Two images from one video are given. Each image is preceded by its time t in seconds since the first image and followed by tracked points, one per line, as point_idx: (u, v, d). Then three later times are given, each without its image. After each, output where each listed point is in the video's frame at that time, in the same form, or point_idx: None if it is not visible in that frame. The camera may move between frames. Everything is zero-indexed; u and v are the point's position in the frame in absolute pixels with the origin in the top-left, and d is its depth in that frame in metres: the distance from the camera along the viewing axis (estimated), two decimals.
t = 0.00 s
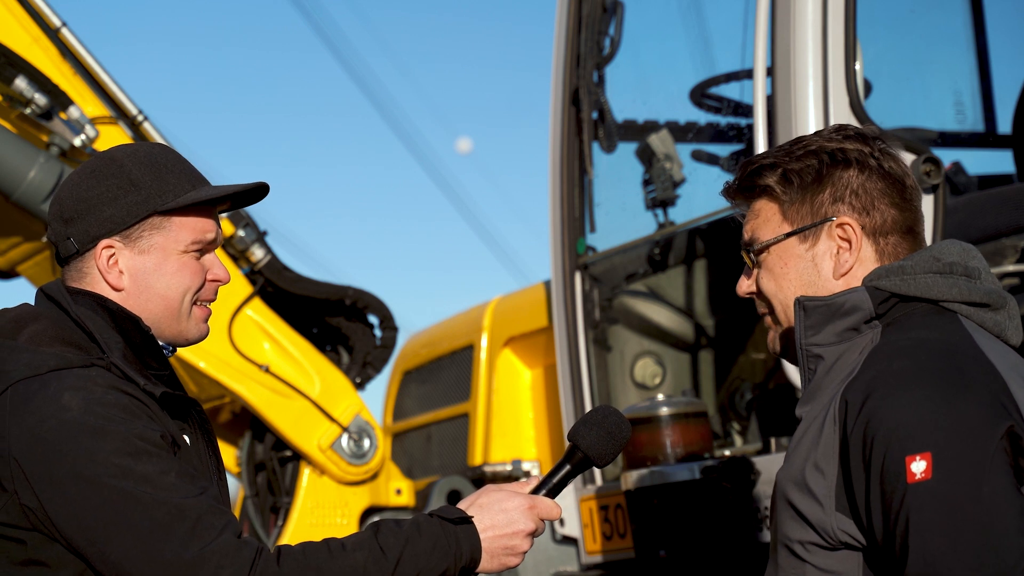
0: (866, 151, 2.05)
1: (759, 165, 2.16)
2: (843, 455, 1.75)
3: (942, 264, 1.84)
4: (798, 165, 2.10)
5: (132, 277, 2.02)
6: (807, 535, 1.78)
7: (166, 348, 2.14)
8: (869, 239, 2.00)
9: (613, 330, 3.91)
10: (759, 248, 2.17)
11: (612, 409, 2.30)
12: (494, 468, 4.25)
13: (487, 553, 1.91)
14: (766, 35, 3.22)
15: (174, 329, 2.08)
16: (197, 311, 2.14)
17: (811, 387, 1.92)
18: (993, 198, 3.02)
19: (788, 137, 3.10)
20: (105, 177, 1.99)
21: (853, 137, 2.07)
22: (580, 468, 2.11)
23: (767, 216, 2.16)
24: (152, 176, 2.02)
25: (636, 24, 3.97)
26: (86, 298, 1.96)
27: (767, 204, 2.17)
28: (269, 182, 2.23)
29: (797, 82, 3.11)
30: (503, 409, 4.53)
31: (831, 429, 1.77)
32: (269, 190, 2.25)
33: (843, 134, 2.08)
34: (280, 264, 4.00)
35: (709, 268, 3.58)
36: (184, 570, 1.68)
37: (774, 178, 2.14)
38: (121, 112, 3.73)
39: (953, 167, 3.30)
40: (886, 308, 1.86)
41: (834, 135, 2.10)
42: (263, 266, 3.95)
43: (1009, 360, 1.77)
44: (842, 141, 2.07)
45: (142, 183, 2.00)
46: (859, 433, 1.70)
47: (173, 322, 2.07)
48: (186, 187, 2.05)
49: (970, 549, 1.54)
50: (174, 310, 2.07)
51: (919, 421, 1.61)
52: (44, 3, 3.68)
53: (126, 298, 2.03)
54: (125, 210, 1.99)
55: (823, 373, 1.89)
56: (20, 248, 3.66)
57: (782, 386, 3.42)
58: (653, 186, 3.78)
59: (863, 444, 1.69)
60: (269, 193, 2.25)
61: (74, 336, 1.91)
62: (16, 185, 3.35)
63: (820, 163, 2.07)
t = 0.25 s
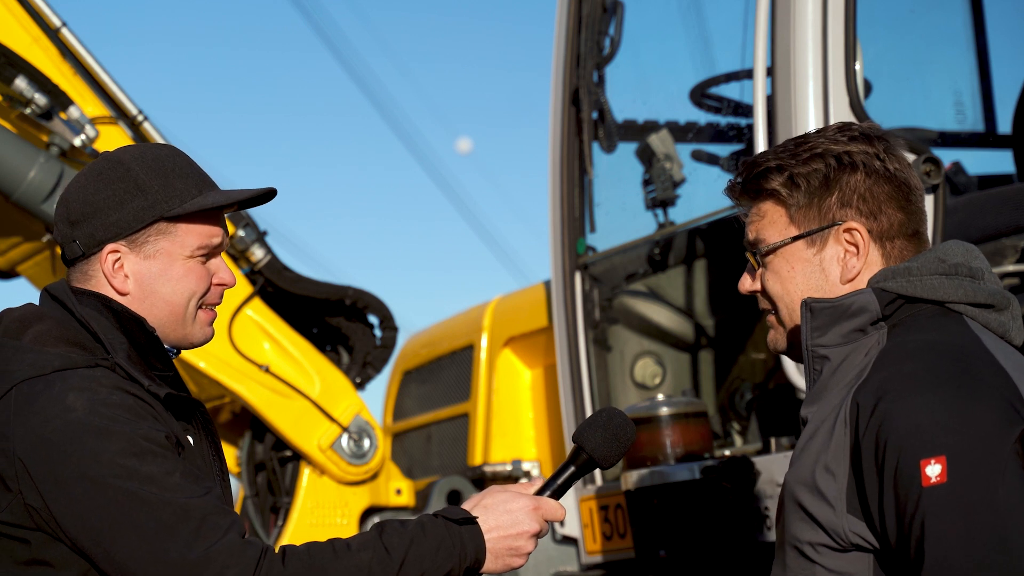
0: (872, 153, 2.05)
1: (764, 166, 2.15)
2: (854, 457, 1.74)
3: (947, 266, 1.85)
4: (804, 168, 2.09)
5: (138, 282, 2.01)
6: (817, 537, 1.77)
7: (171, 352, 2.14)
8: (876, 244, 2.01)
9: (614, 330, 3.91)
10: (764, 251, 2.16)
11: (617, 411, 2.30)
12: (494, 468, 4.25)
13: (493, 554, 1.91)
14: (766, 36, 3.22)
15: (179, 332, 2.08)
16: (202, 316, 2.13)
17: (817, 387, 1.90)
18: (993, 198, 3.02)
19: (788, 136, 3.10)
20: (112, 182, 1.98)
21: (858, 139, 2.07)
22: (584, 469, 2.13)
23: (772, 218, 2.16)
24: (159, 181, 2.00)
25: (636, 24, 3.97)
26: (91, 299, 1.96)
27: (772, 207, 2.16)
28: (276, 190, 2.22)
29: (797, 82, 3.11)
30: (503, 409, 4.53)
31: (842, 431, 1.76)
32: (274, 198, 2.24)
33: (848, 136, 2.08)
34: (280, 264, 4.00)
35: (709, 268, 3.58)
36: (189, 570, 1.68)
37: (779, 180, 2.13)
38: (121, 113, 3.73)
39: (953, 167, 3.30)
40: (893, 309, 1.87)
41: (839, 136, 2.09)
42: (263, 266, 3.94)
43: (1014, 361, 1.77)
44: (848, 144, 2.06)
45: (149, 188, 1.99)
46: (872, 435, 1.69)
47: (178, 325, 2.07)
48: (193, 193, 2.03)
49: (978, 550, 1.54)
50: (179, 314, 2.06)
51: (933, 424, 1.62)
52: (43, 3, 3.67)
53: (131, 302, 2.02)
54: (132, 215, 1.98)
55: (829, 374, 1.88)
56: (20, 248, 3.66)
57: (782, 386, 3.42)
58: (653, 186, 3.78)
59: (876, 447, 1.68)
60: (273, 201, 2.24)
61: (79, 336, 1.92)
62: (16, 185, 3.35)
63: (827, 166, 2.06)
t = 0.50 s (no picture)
0: (881, 153, 2.05)
1: (772, 164, 2.13)
2: (867, 461, 1.74)
3: (952, 268, 1.85)
4: (815, 165, 2.08)
5: (139, 285, 2.01)
6: (828, 539, 1.77)
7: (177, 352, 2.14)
8: (886, 243, 2.01)
9: (613, 330, 3.91)
10: (774, 248, 2.14)
11: (621, 407, 2.30)
12: (494, 468, 4.25)
13: (497, 552, 1.90)
14: (766, 36, 3.22)
15: (183, 333, 2.08)
16: (205, 315, 2.13)
17: (822, 390, 1.89)
18: (993, 198, 3.02)
19: (788, 136, 3.10)
20: (111, 186, 1.98)
21: (866, 138, 2.06)
22: (587, 468, 2.14)
23: (780, 216, 2.14)
24: (158, 184, 2.00)
25: (636, 24, 3.97)
26: (95, 299, 1.97)
27: (781, 204, 2.14)
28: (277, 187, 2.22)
29: (797, 82, 3.11)
30: (503, 408, 4.53)
31: (853, 435, 1.76)
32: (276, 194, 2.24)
33: (856, 135, 2.07)
34: (280, 264, 4.00)
35: (709, 268, 3.58)
36: (194, 570, 1.68)
37: (788, 178, 2.11)
38: (121, 112, 3.72)
39: (953, 167, 3.30)
40: (899, 312, 1.86)
41: (847, 135, 2.08)
42: (263, 266, 3.94)
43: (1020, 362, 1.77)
44: (857, 143, 2.06)
45: (148, 192, 1.99)
46: (886, 439, 1.70)
47: (181, 327, 2.07)
48: (193, 195, 2.03)
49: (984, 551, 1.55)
50: (181, 316, 2.06)
51: (950, 429, 1.62)
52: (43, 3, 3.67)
53: (133, 305, 2.03)
54: (132, 219, 1.98)
55: (835, 376, 1.87)
56: (20, 248, 3.66)
57: (782, 386, 3.41)
58: (653, 186, 3.78)
59: (890, 451, 1.68)
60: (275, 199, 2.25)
61: (84, 337, 1.91)
62: (16, 185, 3.35)
63: (837, 164, 2.06)
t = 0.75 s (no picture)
0: (886, 154, 2.04)
1: (780, 163, 2.11)
2: (878, 463, 1.73)
3: (955, 271, 1.86)
4: (823, 165, 2.06)
5: (141, 286, 2.01)
6: (838, 541, 1.76)
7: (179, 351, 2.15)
8: (893, 245, 2.01)
9: (614, 330, 3.91)
10: (781, 248, 2.12)
11: (621, 406, 2.30)
12: (494, 468, 4.25)
13: (497, 551, 1.90)
14: (766, 36, 3.22)
15: (185, 334, 2.08)
16: (207, 316, 2.13)
17: (827, 392, 1.89)
18: (993, 198, 3.01)
19: (788, 136, 3.10)
20: (112, 188, 1.98)
21: (872, 139, 2.05)
22: (587, 466, 2.14)
23: (787, 216, 2.12)
24: (159, 185, 2.00)
25: (636, 24, 3.97)
26: (98, 302, 1.98)
27: (788, 204, 2.12)
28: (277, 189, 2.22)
29: (797, 82, 3.11)
30: (503, 408, 4.53)
31: (864, 437, 1.75)
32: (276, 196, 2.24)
33: (861, 136, 2.06)
34: (280, 264, 3.99)
35: (709, 268, 3.58)
36: (196, 570, 1.68)
37: (796, 177, 2.09)
38: (121, 112, 3.72)
39: (953, 167, 3.30)
40: (904, 314, 1.85)
41: (852, 135, 2.07)
42: (263, 266, 3.94)
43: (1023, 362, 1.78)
44: (863, 144, 2.05)
45: (149, 194, 1.99)
46: (898, 442, 1.69)
47: (182, 327, 2.07)
48: (194, 196, 2.03)
49: (985, 551, 1.55)
50: (183, 317, 2.06)
51: (963, 430, 1.62)
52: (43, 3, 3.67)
53: (135, 306, 2.03)
54: (133, 220, 1.98)
55: (840, 378, 1.87)
56: (20, 248, 3.66)
57: (782, 386, 3.40)
58: (653, 186, 3.78)
59: (903, 454, 1.68)
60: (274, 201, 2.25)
61: (86, 339, 1.92)
62: (16, 185, 3.35)
63: (846, 164, 2.04)
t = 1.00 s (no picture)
0: (888, 159, 2.05)
1: (784, 168, 2.10)
2: (890, 466, 1.72)
3: (958, 274, 1.86)
4: (827, 170, 2.05)
5: (144, 287, 2.01)
6: (849, 544, 1.74)
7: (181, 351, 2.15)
8: (896, 249, 2.02)
9: (613, 329, 3.91)
10: (784, 252, 2.11)
11: (622, 407, 2.30)
12: (494, 468, 4.25)
13: (497, 552, 1.90)
14: (766, 36, 3.22)
15: (187, 335, 2.08)
16: (210, 317, 2.13)
17: (832, 395, 1.88)
18: (993, 198, 3.01)
19: (788, 136, 3.10)
20: (115, 189, 1.98)
21: (874, 144, 2.06)
22: (588, 467, 2.14)
23: (791, 220, 2.10)
24: (162, 187, 1.99)
25: (636, 24, 3.97)
26: (102, 303, 1.98)
27: (794, 209, 2.10)
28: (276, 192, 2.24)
29: (797, 82, 3.11)
30: (502, 409, 4.53)
31: (876, 440, 1.74)
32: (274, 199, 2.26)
33: (863, 140, 2.06)
34: (280, 264, 3.99)
35: (709, 268, 3.58)
36: (196, 571, 1.68)
37: (800, 182, 2.08)
38: (121, 113, 3.72)
39: (953, 167, 3.30)
40: (908, 317, 1.85)
41: (854, 140, 2.07)
42: (263, 266, 3.93)
43: None
44: (866, 148, 2.05)
45: (152, 195, 1.99)
46: (911, 446, 1.67)
47: (185, 328, 2.07)
48: (196, 197, 2.03)
49: (990, 552, 1.56)
50: (186, 317, 2.06)
51: (977, 434, 1.62)
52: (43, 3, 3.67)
53: (138, 307, 2.03)
54: (136, 222, 1.98)
55: (845, 382, 1.86)
56: (20, 248, 3.66)
57: (782, 386, 3.40)
58: (653, 186, 3.78)
59: (916, 458, 1.67)
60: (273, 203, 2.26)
61: (88, 340, 1.92)
62: (16, 185, 3.35)
63: (849, 170, 2.04)
